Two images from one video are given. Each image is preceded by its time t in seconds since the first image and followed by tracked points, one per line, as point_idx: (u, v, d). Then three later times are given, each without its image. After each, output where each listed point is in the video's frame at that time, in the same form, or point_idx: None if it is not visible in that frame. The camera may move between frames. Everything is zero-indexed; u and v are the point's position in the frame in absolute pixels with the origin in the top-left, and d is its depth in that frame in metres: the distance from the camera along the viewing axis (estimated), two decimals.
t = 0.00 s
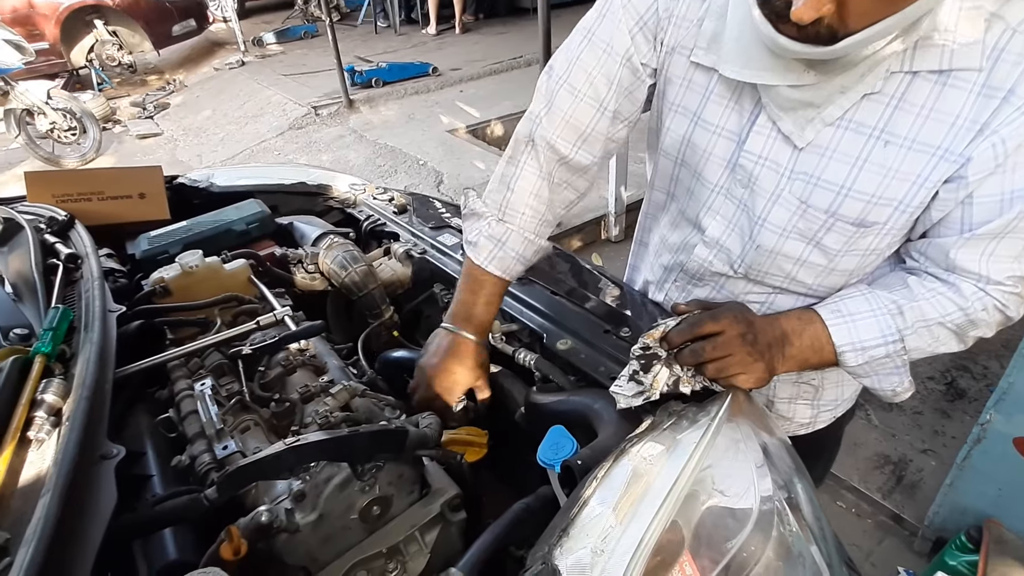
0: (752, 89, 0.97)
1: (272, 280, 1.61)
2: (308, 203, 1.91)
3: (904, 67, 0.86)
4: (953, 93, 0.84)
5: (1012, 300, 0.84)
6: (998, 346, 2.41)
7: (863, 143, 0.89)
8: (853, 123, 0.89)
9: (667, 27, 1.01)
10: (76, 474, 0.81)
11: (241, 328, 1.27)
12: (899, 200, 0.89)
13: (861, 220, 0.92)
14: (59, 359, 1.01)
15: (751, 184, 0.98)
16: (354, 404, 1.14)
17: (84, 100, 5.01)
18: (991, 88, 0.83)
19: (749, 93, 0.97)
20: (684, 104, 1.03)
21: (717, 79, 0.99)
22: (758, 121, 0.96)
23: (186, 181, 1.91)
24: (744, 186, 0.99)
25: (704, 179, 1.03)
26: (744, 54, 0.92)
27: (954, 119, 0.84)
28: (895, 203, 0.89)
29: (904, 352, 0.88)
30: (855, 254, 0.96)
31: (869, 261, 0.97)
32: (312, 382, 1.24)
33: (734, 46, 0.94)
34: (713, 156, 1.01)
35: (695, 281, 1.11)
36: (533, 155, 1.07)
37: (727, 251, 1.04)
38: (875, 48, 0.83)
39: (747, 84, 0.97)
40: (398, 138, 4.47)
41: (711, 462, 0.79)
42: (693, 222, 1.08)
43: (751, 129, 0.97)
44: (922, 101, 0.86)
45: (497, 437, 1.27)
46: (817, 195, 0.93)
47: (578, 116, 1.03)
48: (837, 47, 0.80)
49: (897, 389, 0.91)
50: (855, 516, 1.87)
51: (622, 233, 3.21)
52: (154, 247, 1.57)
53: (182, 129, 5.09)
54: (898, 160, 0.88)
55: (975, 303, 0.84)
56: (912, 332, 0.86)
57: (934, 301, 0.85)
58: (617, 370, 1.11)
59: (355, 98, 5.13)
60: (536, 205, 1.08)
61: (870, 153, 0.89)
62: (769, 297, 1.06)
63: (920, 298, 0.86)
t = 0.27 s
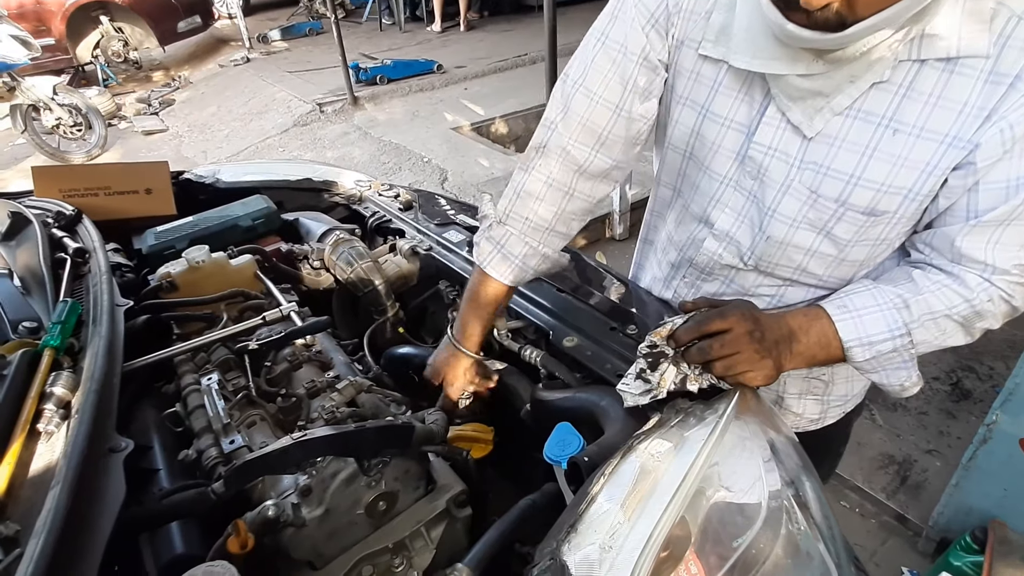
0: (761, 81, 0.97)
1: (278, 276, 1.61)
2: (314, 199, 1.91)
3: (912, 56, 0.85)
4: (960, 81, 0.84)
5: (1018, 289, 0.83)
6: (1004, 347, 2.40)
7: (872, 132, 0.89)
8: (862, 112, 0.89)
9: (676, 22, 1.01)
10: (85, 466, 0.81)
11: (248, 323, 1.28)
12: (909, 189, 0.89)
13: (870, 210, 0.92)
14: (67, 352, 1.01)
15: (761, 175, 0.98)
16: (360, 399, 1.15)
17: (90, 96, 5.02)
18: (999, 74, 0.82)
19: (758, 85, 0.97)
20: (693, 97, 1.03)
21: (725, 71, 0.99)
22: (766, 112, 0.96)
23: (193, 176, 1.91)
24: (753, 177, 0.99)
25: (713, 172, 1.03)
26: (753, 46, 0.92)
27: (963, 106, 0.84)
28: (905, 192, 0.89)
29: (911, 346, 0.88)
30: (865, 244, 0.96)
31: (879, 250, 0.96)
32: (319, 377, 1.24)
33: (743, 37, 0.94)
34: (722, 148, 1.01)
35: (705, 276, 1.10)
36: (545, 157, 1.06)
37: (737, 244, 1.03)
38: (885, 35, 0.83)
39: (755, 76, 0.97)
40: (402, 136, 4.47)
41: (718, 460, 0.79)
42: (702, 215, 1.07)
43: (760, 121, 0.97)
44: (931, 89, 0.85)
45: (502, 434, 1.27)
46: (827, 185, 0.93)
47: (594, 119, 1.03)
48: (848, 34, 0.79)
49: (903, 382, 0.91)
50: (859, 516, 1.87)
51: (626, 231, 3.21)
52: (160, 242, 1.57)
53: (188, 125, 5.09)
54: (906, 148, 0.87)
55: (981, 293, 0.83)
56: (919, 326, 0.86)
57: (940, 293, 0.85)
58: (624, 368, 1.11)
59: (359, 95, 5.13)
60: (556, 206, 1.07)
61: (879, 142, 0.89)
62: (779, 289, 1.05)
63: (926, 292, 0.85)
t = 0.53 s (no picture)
0: (767, 78, 0.97)
1: (284, 272, 1.61)
2: (320, 196, 1.92)
3: (919, 50, 0.85)
4: (968, 74, 0.84)
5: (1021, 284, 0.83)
6: (1009, 348, 2.39)
7: (879, 127, 0.89)
8: (869, 107, 0.89)
9: (681, 21, 1.01)
10: (93, 460, 0.82)
11: (253, 319, 1.28)
12: (918, 183, 0.88)
13: (878, 204, 0.92)
14: (75, 347, 1.02)
15: (768, 171, 0.97)
16: (365, 396, 1.15)
17: (95, 92, 5.03)
18: (1005, 67, 0.82)
19: (764, 82, 0.97)
20: (698, 96, 1.02)
21: (731, 69, 0.99)
22: (774, 108, 0.96)
23: (199, 173, 1.91)
24: (760, 173, 0.98)
25: (720, 169, 1.03)
26: (760, 42, 0.92)
27: (970, 99, 0.84)
28: (913, 185, 0.89)
29: (917, 343, 0.87)
30: (874, 238, 0.95)
31: (887, 245, 0.96)
32: (324, 374, 1.24)
33: (750, 33, 0.94)
34: (729, 145, 1.01)
35: (713, 273, 1.10)
36: (551, 152, 1.06)
37: (745, 241, 1.03)
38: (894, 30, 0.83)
39: (762, 73, 0.97)
40: (407, 133, 4.47)
41: (723, 460, 0.79)
42: (709, 212, 1.07)
43: (767, 117, 0.97)
44: (938, 83, 0.85)
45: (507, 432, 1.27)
46: (835, 180, 0.93)
47: (592, 113, 1.03)
48: (859, 29, 0.80)
49: (911, 380, 0.90)
50: (863, 517, 1.86)
51: (631, 230, 3.20)
52: (167, 238, 1.58)
53: (193, 122, 5.10)
54: (914, 142, 0.87)
55: (985, 287, 0.83)
56: (925, 322, 0.85)
57: (943, 289, 0.84)
58: (629, 367, 1.11)
59: (364, 92, 5.13)
60: (551, 188, 1.08)
61: (887, 136, 0.89)
62: (788, 285, 1.05)
63: (929, 289, 0.85)
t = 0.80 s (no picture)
0: (768, 71, 0.96)
1: (288, 269, 1.62)
2: (324, 193, 1.92)
3: (919, 41, 0.85)
4: (967, 63, 0.84)
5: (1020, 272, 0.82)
6: (1015, 350, 2.38)
7: (881, 117, 0.89)
8: (871, 98, 0.89)
9: (682, 19, 1.01)
10: (99, 453, 0.82)
11: (258, 315, 1.28)
12: (920, 173, 0.88)
13: (881, 194, 0.91)
14: (81, 341, 1.02)
15: (772, 164, 0.97)
16: (369, 392, 1.15)
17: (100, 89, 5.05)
18: (1002, 55, 0.82)
19: (768, 75, 0.96)
20: (700, 91, 1.02)
21: (734, 64, 0.98)
22: (777, 101, 0.95)
23: (203, 169, 1.92)
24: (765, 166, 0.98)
25: (724, 163, 1.02)
26: (763, 37, 0.92)
27: (970, 88, 0.84)
28: (916, 174, 0.88)
29: (920, 337, 0.86)
30: (878, 229, 0.95)
31: (891, 237, 0.95)
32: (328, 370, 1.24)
33: (753, 27, 0.94)
34: (733, 139, 1.01)
35: (718, 269, 1.09)
36: (556, 160, 1.06)
37: (751, 234, 1.03)
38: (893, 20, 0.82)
39: (764, 67, 0.97)
40: (411, 131, 4.47)
41: (726, 458, 0.79)
42: (713, 207, 1.06)
43: (770, 110, 0.96)
44: (937, 73, 0.85)
45: (510, 430, 1.28)
46: (839, 171, 0.92)
47: (604, 117, 1.03)
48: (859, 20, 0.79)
49: (913, 374, 0.88)
50: (865, 518, 1.86)
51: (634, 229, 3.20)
52: (171, 234, 1.58)
53: (198, 118, 5.11)
54: (916, 131, 0.87)
55: (984, 276, 0.82)
56: (926, 315, 0.84)
57: (942, 280, 0.83)
58: (633, 365, 1.11)
59: (368, 90, 5.14)
60: (561, 204, 1.06)
61: (889, 127, 0.88)
62: (793, 279, 1.04)
63: (928, 282, 0.84)
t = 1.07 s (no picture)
0: (760, 52, 0.96)
1: (290, 266, 1.62)
2: (326, 191, 1.92)
3: (906, 22, 0.85)
4: (952, 44, 0.83)
5: (1011, 251, 0.81)
6: (1017, 352, 2.38)
7: (870, 96, 0.88)
8: (861, 77, 0.88)
9: (674, 10, 1.02)
10: (99, 449, 0.82)
11: (259, 313, 1.28)
12: (910, 152, 0.87)
13: (871, 171, 0.90)
14: (82, 337, 1.02)
15: (763, 145, 0.96)
16: (370, 390, 1.15)
17: (104, 85, 5.06)
18: (985, 34, 0.82)
19: (759, 56, 0.96)
20: (694, 76, 1.01)
21: (725, 47, 0.98)
22: (769, 82, 0.94)
23: (206, 166, 1.92)
24: (756, 147, 0.97)
25: (715, 145, 1.01)
26: (755, 21, 0.93)
27: (958, 66, 0.83)
28: (905, 154, 0.87)
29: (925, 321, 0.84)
30: (868, 209, 0.93)
31: (881, 218, 0.94)
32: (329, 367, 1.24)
33: (748, 13, 0.94)
34: (724, 121, 1.00)
35: (710, 254, 1.07)
36: (558, 137, 1.07)
37: (742, 216, 1.01)
38: None
39: (755, 48, 0.96)
40: (413, 129, 4.47)
41: (727, 458, 0.79)
42: (705, 191, 1.05)
43: (761, 91, 0.95)
44: (924, 53, 0.85)
45: (510, 428, 1.28)
46: (829, 151, 0.91)
47: (598, 103, 1.05)
48: None
49: (913, 358, 0.87)
50: (866, 519, 1.86)
51: (637, 228, 3.20)
52: (173, 231, 1.58)
53: (201, 116, 5.12)
54: (904, 109, 0.86)
55: (979, 256, 0.81)
56: (931, 299, 0.83)
57: (943, 261, 0.82)
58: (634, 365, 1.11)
59: (371, 88, 5.14)
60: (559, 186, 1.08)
61: (879, 103, 0.87)
62: (783, 263, 1.03)
63: (931, 265, 0.82)
